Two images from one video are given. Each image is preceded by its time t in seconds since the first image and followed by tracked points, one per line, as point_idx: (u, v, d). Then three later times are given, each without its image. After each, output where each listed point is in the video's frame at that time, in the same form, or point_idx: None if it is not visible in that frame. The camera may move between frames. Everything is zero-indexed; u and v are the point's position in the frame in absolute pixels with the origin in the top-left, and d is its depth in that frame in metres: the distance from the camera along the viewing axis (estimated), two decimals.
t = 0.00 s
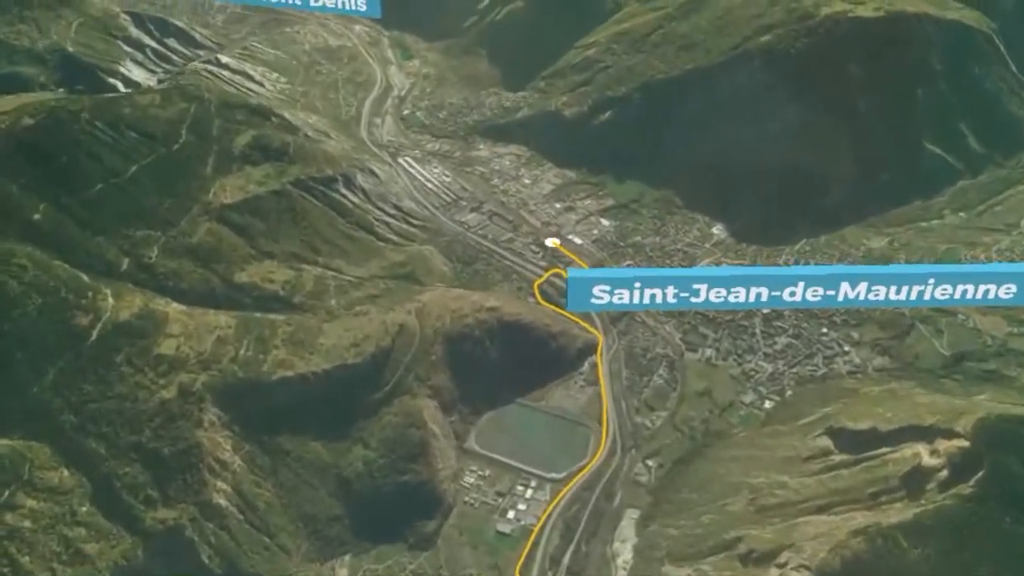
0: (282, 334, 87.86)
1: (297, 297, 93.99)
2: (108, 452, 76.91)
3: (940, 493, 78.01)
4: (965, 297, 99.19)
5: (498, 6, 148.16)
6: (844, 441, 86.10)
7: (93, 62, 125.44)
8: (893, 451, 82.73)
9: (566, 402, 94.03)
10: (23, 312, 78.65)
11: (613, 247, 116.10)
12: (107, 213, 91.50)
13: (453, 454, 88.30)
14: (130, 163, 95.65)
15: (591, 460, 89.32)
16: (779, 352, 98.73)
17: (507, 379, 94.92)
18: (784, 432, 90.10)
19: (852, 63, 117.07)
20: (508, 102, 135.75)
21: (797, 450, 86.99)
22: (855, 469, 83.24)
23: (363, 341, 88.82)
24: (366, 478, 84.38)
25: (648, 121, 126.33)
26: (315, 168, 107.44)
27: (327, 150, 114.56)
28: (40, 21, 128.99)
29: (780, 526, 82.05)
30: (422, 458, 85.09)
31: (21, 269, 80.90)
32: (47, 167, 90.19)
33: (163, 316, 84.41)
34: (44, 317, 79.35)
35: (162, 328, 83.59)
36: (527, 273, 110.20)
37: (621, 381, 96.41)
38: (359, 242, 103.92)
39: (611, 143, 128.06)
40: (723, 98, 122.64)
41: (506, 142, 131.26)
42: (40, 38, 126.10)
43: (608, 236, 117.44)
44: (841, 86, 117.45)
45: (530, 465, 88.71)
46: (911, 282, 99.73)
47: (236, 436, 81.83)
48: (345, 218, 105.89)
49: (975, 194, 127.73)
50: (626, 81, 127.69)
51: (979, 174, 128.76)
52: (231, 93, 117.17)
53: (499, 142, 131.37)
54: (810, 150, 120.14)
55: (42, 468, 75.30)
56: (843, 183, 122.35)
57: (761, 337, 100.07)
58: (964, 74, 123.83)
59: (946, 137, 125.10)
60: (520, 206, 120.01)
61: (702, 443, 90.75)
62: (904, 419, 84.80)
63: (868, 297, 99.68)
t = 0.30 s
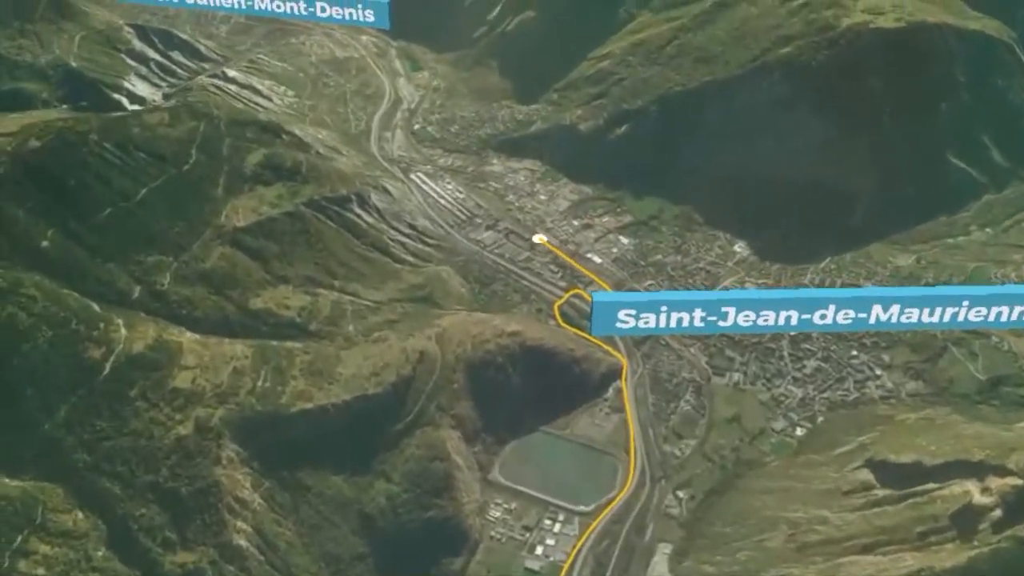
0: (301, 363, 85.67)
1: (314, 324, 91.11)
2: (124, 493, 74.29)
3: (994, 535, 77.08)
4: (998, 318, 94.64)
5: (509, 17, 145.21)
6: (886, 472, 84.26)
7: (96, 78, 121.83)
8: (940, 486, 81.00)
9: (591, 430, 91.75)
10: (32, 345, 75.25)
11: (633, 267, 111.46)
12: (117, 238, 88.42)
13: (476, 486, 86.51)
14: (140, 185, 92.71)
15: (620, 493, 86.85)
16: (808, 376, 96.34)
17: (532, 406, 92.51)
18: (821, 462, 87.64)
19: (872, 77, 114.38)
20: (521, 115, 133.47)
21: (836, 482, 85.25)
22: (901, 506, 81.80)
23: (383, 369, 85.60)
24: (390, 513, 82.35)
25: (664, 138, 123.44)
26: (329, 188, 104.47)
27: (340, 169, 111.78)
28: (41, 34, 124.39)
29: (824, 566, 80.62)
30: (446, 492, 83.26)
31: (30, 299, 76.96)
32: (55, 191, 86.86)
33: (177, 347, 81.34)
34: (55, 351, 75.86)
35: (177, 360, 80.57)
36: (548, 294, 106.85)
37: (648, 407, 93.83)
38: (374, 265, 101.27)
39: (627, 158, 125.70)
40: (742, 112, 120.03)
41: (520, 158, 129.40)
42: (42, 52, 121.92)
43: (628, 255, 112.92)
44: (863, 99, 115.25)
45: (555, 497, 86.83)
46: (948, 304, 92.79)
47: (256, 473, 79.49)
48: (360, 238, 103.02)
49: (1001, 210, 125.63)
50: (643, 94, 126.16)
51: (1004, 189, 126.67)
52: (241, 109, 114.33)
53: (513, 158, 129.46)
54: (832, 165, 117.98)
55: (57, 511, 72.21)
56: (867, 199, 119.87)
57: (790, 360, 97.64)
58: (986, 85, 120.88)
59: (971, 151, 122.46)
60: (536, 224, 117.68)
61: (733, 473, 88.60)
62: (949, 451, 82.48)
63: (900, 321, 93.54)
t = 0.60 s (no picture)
0: (330, 405, 81.81)
1: (341, 360, 87.44)
2: (150, 549, 71.16)
3: None
4: None
5: (526, 30, 141.87)
6: (948, 520, 82.94)
7: (104, 99, 117.33)
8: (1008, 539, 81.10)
9: (630, 468, 88.76)
10: (51, 392, 72.67)
11: (664, 292, 107.75)
12: (135, 273, 84.57)
13: (515, 530, 83.31)
14: (157, 216, 89.04)
15: (664, 536, 84.18)
16: (851, 410, 93.22)
17: (567, 445, 89.36)
18: (875, 504, 85.15)
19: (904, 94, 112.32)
20: (540, 133, 130.01)
21: (894, 527, 83.22)
22: (969, 556, 81.00)
23: (416, 409, 82.63)
24: (427, 562, 79.28)
25: (690, 156, 121.12)
26: (350, 215, 100.62)
27: (359, 193, 107.99)
28: (46, 54, 119.85)
29: None
30: (486, 539, 80.16)
31: (49, 344, 74.43)
32: (70, 227, 83.88)
33: (201, 391, 77.61)
34: (75, 397, 72.93)
35: (202, 404, 76.93)
36: (577, 322, 103.45)
37: (688, 443, 90.46)
38: (399, 295, 97.59)
39: (652, 178, 122.71)
40: (770, 130, 118.22)
41: (541, 177, 126.21)
42: (47, 72, 117.56)
43: (658, 279, 109.53)
44: (895, 116, 113.21)
45: (597, 542, 83.70)
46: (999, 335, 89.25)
47: (288, 524, 76.10)
48: (383, 267, 99.30)
49: None
50: (667, 111, 123.80)
51: None
52: (255, 131, 110.54)
53: (534, 178, 126.15)
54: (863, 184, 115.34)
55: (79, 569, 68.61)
56: (900, 219, 116.60)
57: (831, 392, 94.56)
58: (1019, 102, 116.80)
59: (1011, 171, 118.02)
60: (561, 246, 114.10)
61: (779, 514, 85.74)
62: (1014, 498, 82.41)
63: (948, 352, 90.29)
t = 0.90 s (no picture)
0: (358, 441, 78.82)
1: (368, 393, 84.48)
2: None
3: None
4: None
5: (541, 42, 139.72)
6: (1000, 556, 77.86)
7: (112, 117, 114.16)
8: None
9: (665, 502, 86.37)
10: (71, 434, 69.52)
11: (691, 313, 104.99)
12: (153, 304, 81.39)
13: (552, 567, 80.93)
14: (174, 244, 86.04)
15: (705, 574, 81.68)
16: (892, 437, 90.66)
17: (601, 477, 87.03)
18: (923, 540, 81.19)
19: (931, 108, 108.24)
20: (558, 147, 127.15)
21: (947, 566, 78.03)
22: None
23: (447, 444, 79.49)
24: None
25: (714, 173, 118.17)
26: (371, 238, 97.63)
27: (379, 214, 104.93)
28: (51, 70, 116.17)
29: None
30: None
31: (68, 383, 71.23)
32: (86, 257, 80.26)
33: (226, 429, 74.66)
34: (96, 440, 69.97)
35: (229, 445, 74.15)
36: (605, 346, 100.68)
37: (725, 474, 88.18)
38: (423, 321, 94.68)
39: (675, 194, 120.36)
40: (793, 146, 115.03)
41: (561, 195, 123.35)
42: (53, 90, 114.12)
43: (685, 300, 106.78)
44: (921, 131, 109.11)
45: None
46: None
47: (318, 569, 74.04)
48: (406, 292, 96.40)
49: None
50: (689, 126, 121.23)
51: None
52: (270, 151, 107.51)
53: (553, 195, 123.33)
54: (893, 202, 112.10)
55: None
56: (930, 236, 113.47)
57: (869, 419, 92.01)
58: None
59: None
60: (584, 266, 111.21)
61: (824, 548, 83.08)
62: None
63: (990, 378, 88.53)
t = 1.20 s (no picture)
0: (401, 491, 75.00)
1: (408, 437, 80.48)
2: None
3: None
4: None
5: (562, 58, 136.76)
6: None
7: (126, 143, 109.77)
8: None
9: (719, 547, 83.69)
10: (105, 495, 65.82)
11: (731, 342, 101.38)
12: (182, 348, 77.52)
13: None
14: (201, 283, 82.19)
15: None
16: (949, 475, 87.20)
17: (651, 522, 84.04)
18: None
19: (972, 125, 106.99)
20: (583, 168, 123.50)
21: None
22: None
23: (494, 492, 75.77)
24: None
25: (748, 193, 115.57)
26: (403, 270, 93.80)
27: (407, 243, 101.06)
28: (61, 93, 112.19)
29: None
30: None
31: (99, 438, 67.39)
32: (112, 300, 76.94)
33: (265, 483, 70.86)
34: (131, 500, 66.26)
35: (268, 500, 70.31)
36: (645, 378, 97.13)
37: (778, 516, 85.13)
38: (459, 357, 90.94)
39: (708, 216, 116.98)
40: (832, 166, 112.53)
41: (589, 218, 119.75)
42: (64, 114, 110.23)
43: (724, 328, 103.25)
44: (964, 148, 107.50)
45: None
46: None
47: None
48: (440, 327, 92.61)
49: None
50: (720, 145, 118.20)
51: None
52: (293, 177, 103.64)
53: (580, 217, 119.72)
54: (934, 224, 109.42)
55: None
56: (975, 258, 109.83)
57: (925, 455, 88.52)
58: None
59: None
60: (618, 293, 107.65)
61: None
62: None
63: None
